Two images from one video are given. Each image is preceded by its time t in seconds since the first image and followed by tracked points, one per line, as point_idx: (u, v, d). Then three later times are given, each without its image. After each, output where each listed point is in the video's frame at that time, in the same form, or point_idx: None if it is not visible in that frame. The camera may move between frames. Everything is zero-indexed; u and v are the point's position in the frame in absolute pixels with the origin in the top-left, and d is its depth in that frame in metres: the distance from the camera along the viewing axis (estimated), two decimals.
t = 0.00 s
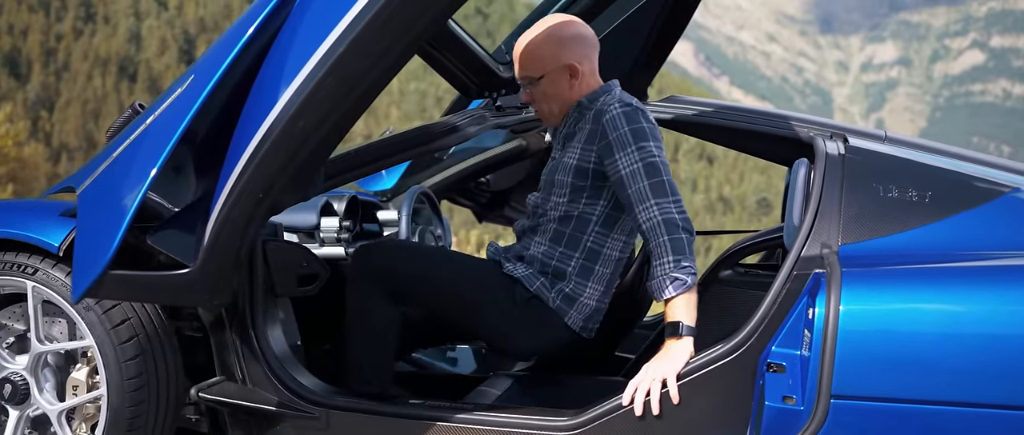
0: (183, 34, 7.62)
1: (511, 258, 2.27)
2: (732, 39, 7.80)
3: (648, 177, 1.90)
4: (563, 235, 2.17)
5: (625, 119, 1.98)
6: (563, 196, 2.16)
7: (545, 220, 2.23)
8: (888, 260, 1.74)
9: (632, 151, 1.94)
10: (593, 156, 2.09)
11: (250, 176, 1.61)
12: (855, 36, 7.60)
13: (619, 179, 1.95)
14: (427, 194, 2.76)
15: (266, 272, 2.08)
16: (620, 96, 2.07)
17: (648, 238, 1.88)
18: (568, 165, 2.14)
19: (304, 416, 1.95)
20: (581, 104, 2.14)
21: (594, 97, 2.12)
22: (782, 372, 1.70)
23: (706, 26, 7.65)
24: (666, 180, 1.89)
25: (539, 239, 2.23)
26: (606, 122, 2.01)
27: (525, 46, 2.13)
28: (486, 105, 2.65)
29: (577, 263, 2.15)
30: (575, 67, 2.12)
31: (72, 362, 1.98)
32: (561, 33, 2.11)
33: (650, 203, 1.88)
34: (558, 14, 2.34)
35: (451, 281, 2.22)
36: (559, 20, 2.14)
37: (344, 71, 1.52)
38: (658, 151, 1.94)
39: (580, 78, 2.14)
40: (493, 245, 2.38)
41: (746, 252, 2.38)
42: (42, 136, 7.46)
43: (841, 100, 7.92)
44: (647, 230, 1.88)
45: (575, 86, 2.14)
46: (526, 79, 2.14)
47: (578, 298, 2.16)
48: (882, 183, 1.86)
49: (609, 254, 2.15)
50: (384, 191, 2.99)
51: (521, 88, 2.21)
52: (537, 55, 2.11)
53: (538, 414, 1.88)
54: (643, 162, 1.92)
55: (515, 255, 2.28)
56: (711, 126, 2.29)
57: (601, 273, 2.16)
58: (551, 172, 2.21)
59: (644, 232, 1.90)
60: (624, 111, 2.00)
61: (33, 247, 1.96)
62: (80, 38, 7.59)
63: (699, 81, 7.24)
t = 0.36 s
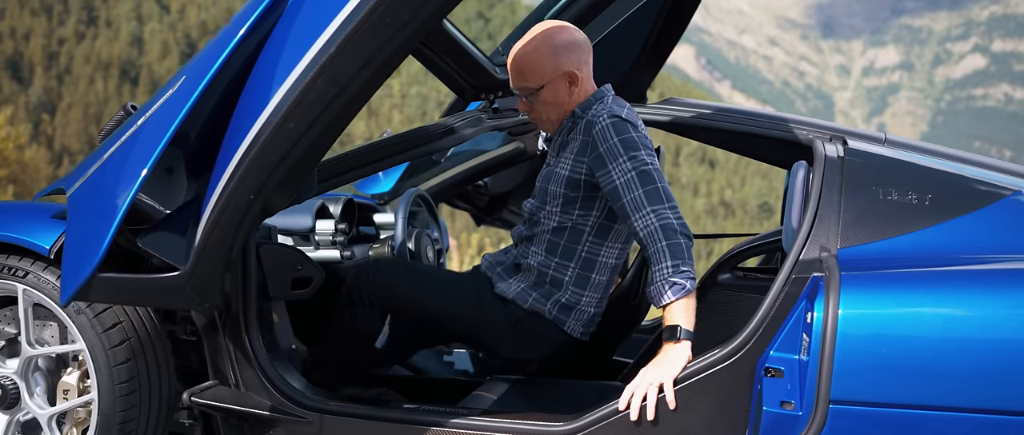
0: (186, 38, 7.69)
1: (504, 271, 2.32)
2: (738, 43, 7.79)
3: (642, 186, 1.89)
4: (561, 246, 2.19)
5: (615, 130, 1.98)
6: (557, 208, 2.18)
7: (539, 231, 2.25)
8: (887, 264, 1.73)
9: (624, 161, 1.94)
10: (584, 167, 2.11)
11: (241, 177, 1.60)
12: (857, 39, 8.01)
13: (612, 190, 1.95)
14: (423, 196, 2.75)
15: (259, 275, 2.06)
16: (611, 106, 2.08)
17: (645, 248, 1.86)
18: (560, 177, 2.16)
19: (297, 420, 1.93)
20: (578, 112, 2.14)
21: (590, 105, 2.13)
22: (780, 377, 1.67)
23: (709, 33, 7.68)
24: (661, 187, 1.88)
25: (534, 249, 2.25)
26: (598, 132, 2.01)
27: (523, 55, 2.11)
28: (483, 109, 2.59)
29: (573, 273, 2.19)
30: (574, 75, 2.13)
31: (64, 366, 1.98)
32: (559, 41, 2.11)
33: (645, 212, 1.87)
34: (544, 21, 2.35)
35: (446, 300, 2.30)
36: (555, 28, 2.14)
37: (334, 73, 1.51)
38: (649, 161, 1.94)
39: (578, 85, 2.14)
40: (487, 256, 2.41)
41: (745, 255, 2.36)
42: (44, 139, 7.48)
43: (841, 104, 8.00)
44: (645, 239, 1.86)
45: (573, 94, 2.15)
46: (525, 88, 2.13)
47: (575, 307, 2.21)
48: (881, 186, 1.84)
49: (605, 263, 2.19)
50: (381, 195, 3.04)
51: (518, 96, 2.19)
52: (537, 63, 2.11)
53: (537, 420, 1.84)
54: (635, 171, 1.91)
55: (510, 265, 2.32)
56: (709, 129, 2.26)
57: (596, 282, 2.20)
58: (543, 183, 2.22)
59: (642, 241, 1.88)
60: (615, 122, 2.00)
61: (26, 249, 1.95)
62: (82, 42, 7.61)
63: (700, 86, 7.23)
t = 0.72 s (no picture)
0: (187, 40, 7.78)
1: (497, 270, 2.30)
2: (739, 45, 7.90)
3: (643, 208, 1.89)
4: (553, 256, 2.20)
5: (602, 160, 1.99)
6: (547, 225, 2.17)
7: (530, 239, 2.24)
8: (891, 262, 1.70)
9: (619, 188, 1.94)
10: (578, 194, 2.08)
11: (236, 174, 1.59)
12: (859, 41, 8.39)
13: (614, 215, 1.95)
14: (422, 196, 2.72)
15: (257, 274, 2.04)
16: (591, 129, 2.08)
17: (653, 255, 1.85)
18: (550, 200, 2.14)
19: (296, 421, 1.91)
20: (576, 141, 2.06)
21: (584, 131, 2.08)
22: (783, 376, 1.65)
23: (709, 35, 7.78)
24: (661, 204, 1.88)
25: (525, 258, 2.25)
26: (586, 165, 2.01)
27: (528, 88, 1.98)
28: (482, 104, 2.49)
29: (560, 283, 2.21)
30: (579, 109, 2.02)
31: (58, 366, 1.95)
32: (568, 74, 1.99)
33: (651, 226, 1.86)
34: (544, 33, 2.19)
35: (443, 298, 2.34)
36: (561, 57, 2.00)
37: (331, 67, 1.49)
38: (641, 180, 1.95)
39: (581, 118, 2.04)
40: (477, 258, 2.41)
41: (746, 255, 2.34)
42: (46, 142, 7.47)
43: (843, 105, 8.23)
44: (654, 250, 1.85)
45: (575, 127, 2.05)
46: (529, 120, 2.01)
47: (561, 312, 2.24)
48: (885, 183, 1.82)
49: (595, 274, 2.19)
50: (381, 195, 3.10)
51: (516, 124, 2.06)
52: (543, 97, 1.98)
53: (537, 420, 1.82)
54: (632, 195, 1.91)
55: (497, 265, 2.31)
56: (710, 126, 2.24)
57: (582, 292, 2.22)
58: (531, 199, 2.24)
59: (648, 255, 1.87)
60: (603, 151, 2.00)
61: (22, 248, 1.93)
62: (83, 44, 7.58)
63: (702, 87, 7.20)
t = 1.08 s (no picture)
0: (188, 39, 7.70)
1: (523, 312, 2.41)
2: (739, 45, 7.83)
3: (649, 230, 1.92)
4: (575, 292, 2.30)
5: (603, 195, 2.06)
6: (567, 265, 2.27)
7: (552, 282, 2.35)
8: (899, 256, 1.68)
9: (623, 217, 2.00)
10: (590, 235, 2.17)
11: (236, 165, 1.57)
12: (861, 40, 8.13)
13: (625, 243, 1.99)
14: (423, 191, 2.69)
15: (256, 269, 2.02)
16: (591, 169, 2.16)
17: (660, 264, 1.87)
18: (567, 244, 2.24)
19: (296, 417, 1.89)
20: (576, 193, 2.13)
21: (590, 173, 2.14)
22: (790, 371, 1.63)
23: (709, 34, 7.66)
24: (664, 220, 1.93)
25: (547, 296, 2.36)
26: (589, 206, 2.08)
27: (530, 142, 2.08)
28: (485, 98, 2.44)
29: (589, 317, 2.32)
30: (577, 167, 2.09)
31: (56, 362, 1.93)
32: (571, 135, 2.09)
33: (658, 242, 1.89)
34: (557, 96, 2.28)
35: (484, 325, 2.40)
36: (568, 119, 2.11)
37: (332, 56, 1.48)
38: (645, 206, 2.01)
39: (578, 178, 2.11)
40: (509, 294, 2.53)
41: (750, 250, 2.31)
42: (46, 141, 7.45)
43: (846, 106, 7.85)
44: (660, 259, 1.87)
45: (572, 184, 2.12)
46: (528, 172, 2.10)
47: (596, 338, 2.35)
48: (894, 176, 1.79)
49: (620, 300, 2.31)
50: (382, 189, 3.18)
51: (516, 174, 2.15)
52: (543, 152, 2.08)
53: (542, 417, 1.80)
54: (636, 220, 1.96)
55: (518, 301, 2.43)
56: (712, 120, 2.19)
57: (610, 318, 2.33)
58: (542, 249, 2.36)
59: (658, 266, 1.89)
60: (603, 190, 2.07)
61: (19, 242, 1.91)
62: (83, 44, 7.55)
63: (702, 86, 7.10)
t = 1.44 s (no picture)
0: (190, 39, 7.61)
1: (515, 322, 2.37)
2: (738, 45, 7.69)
3: (618, 232, 1.95)
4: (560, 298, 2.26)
5: (578, 200, 2.08)
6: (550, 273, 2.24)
7: (539, 290, 2.31)
8: (916, 245, 1.65)
9: (591, 220, 2.02)
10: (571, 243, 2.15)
11: (238, 151, 1.55)
12: (861, 39, 7.71)
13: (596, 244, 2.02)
14: (428, 183, 2.66)
15: (257, 260, 1.97)
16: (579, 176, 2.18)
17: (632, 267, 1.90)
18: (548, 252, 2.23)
19: (298, 411, 1.85)
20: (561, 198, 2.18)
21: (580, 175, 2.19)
22: (807, 363, 1.59)
23: (710, 33, 7.59)
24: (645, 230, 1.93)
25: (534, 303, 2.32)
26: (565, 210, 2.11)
27: (512, 146, 2.14)
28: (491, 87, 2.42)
29: (574, 325, 2.26)
30: (557, 173, 2.13)
31: (54, 355, 1.89)
32: (552, 143, 2.12)
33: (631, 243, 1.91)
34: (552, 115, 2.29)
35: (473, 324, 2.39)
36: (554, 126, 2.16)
37: (337, 38, 1.47)
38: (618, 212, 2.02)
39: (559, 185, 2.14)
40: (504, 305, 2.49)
41: (762, 241, 2.29)
42: (47, 139, 7.42)
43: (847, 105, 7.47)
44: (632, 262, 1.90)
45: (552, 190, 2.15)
46: (507, 175, 2.16)
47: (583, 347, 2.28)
48: (911, 164, 1.75)
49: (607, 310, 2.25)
50: (386, 183, 3.18)
51: (499, 177, 2.21)
52: (525, 154, 2.13)
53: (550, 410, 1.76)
54: (603, 223, 2.00)
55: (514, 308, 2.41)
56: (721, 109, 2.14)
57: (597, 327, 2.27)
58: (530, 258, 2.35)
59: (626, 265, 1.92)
60: (580, 197, 2.08)
61: (18, 233, 1.87)
62: (83, 43, 7.51)
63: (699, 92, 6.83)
